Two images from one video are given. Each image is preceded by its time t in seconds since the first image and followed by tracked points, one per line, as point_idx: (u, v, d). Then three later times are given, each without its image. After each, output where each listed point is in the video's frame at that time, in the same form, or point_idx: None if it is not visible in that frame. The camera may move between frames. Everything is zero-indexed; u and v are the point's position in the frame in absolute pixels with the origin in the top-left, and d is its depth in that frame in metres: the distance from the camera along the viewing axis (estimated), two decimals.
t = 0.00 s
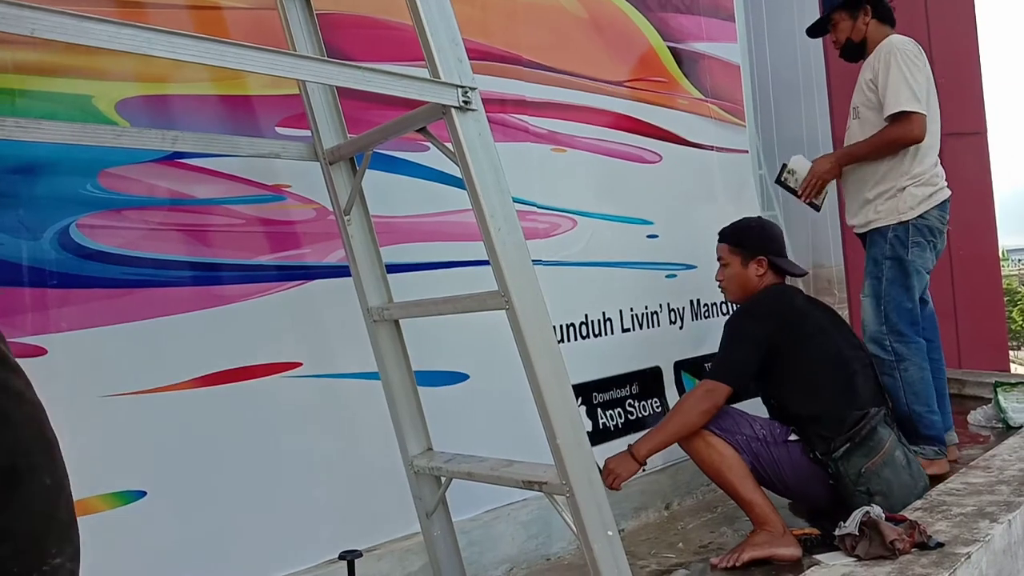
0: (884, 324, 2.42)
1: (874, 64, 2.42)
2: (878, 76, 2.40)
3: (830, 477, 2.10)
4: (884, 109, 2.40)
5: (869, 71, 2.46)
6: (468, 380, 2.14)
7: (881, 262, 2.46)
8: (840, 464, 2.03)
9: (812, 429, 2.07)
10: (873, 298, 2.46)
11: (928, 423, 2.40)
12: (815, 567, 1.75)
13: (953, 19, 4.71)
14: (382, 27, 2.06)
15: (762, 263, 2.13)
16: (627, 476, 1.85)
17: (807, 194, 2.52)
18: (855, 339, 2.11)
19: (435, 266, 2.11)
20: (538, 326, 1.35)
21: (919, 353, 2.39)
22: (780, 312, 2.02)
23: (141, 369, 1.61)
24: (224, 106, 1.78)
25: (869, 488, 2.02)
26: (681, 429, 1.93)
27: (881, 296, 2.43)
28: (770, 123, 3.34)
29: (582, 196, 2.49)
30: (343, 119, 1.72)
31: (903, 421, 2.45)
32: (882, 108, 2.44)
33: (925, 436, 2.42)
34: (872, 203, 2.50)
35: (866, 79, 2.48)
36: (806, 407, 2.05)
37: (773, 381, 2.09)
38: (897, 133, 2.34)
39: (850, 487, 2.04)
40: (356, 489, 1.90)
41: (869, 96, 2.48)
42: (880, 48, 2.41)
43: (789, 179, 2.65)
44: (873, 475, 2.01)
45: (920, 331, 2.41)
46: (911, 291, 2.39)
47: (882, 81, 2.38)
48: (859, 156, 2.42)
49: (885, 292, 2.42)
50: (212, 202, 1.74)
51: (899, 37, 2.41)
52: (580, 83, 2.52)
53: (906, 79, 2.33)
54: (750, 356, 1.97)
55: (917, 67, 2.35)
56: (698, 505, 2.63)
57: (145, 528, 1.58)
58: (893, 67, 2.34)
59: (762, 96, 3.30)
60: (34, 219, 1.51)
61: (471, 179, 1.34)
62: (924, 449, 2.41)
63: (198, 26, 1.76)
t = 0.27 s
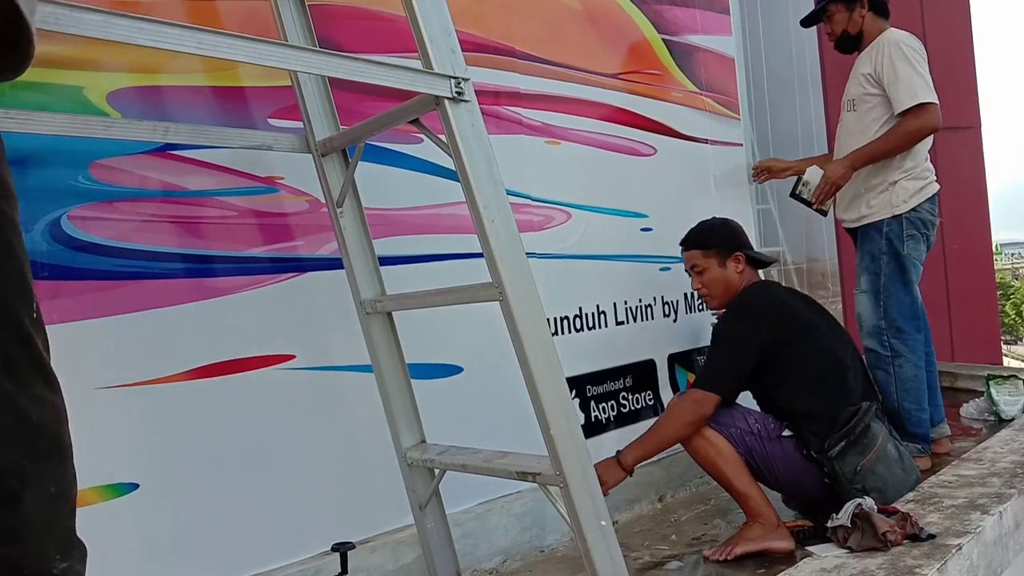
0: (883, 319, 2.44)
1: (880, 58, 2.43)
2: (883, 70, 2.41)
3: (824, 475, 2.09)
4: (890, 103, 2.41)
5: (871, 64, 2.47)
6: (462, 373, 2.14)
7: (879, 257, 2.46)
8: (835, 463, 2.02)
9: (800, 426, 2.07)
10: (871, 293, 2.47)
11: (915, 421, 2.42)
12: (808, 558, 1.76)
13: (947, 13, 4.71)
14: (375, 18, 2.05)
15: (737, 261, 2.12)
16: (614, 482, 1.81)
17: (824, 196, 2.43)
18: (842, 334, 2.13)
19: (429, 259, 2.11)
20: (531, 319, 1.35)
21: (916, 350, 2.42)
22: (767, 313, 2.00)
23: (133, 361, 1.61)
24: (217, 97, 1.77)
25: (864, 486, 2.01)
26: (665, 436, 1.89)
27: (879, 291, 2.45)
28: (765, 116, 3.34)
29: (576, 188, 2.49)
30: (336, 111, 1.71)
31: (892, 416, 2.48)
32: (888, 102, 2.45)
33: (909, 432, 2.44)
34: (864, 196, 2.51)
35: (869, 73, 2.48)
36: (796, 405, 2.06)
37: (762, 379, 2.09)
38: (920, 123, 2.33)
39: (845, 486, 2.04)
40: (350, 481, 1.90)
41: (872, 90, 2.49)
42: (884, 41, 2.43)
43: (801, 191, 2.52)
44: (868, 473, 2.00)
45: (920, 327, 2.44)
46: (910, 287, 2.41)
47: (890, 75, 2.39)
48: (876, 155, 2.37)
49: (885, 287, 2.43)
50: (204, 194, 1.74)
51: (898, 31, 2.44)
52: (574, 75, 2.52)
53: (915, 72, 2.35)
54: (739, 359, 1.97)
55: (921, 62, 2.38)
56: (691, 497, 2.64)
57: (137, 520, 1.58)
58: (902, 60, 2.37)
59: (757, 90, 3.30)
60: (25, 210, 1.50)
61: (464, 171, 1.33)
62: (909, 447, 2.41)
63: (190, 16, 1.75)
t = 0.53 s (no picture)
0: (877, 316, 2.45)
1: (876, 53, 2.42)
2: (878, 66, 2.41)
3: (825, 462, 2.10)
4: (885, 99, 2.41)
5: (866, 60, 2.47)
6: (458, 369, 2.14)
7: (869, 253, 2.47)
8: (840, 451, 2.03)
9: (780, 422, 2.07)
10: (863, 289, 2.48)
11: (912, 417, 2.43)
12: (803, 554, 1.76)
13: (945, 9, 4.71)
14: (371, 13, 2.04)
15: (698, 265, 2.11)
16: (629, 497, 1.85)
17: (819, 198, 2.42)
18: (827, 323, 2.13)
19: (426, 255, 2.11)
20: (525, 314, 1.35)
21: (912, 347, 2.43)
22: (756, 312, 1.97)
23: (128, 356, 1.60)
24: (213, 92, 1.76)
25: (869, 472, 2.04)
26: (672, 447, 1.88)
27: (871, 287, 2.45)
28: (762, 113, 3.34)
29: (573, 184, 2.49)
30: (330, 105, 1.70)
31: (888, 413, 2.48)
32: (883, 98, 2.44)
33: (905, 428, 2.45)
34: (853, 192, 2.52)
35: (864, 68, 2.48)
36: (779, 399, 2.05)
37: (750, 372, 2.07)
38: (916, 119, 2.33)
39: (849, 472, 2.06)
40: (347, 476, 1.90)
41: (867, 86, 2.49)
42: (879, 36, 2.42)
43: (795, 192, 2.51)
44: (873, 458, 2.03)
45: (915, 323, 2.44)
46: (901, 283, 2.42)
47: (885, 71, 2.38)
48: (872, 155, 2.37)
49: (876, 283, 2.44)
50: (200, 189, 1.73)
51: (893, 26, 2.43)
52: (571, 70, 2.51)
53: (912, 67, 2.35)
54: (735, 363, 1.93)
55: (915, 56, 2.37)
56: (687, 493, 2.64)
57: (132, 515, 1.57)
58: (899, 55, 2.36)
59: (754, 86, 3.29)
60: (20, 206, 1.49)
61: (456, 166, 1.33)
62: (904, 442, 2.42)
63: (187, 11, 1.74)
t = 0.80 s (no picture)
0: (875, 314, 2.45)
1: (871, 48, 2.43)
2: (874, 61, 2.41)
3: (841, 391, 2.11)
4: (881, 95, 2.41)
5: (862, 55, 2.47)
6: (458, 368, 2.14)
7: (867, 251, 2.48)
8: (855, 370, 2.05)
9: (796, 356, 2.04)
10: (861, 286, 2.50)
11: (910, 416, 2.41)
12: (803, 552, 1.76)
13: (944, 7, 4.71)
14: (370, 12, 2.04)
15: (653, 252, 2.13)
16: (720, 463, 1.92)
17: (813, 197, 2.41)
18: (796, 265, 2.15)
19: (425, 253, 2.10)
20: (524, 313, 1.35)
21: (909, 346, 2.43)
22: (726, 268, 1.97)
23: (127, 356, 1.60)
24: (211, 92, 1.76)
25: (887, 383, 2.08)
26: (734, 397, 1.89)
27: (869, 285, 2.47)
28: (761, 111, 3.34)
29: (572, 183, 2.49)
30: (330, 104, 1.70)
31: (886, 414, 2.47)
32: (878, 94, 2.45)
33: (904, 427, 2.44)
34: (848, 189, 2.51)
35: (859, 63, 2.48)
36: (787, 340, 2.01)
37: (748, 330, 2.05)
38: (911, 116, 2.33)
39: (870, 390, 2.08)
40: (346, 475, 1.90)
41: (862, 81, 2.49)
42: (875, 31, 2.43)
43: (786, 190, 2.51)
44: (885, 368, 2.07)
45: (914, 321, 2.44)
46: (899, 280, 2.42)
47: (881, 65, 2.39)
48: (867, 152, 2.37)
49: (874, 281, 2.45)
50: (198, 188, 1.73)
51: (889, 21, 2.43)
52: (570, 69, 2.51)
53: (907, 63, 2.36)
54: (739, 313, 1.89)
55: (911, 50, 2.38)
56: (686, 492, 2.64)
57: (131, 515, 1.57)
58: (894, 49, 2.37)
59: (753, 84, 3.29)
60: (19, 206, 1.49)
61: (456, 165, 1.33)
62: (902, 441, 2.43)
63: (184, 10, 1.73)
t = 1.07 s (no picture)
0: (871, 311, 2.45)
1: (863, 41, 2.44)
2: (867, 54, 2.42)
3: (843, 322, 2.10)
4: (874, 88, 2.42)
5: (854, 48, 2.48)
6: (452, 363, 2.14)
7: (862, 248, 2.49)
8: (850, 296, 2.06)
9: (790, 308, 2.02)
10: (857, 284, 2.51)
11: (905, 413, 2.42)
12: (797, 548, 1.76)
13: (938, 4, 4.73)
14: (364, 7, 2.03)
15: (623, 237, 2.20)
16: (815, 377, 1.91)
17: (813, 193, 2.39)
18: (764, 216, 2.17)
19: (420, 249, 2.10)
20: (519, 309, 1.35)
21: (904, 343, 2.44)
22: (704, 220, 1.99)
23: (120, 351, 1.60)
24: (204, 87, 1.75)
25: (885, 303, 2.08)
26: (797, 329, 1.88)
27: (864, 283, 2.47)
28: (757, 107, 3.34)
29: (567, 179, 2.48)
30: (324, 99, 1.69)
31: (880, 410, 2.49)
32: (871, 87, 2.45)
33: (898, 423, 2.45)
34: (845, 185, 2.52)
35: (852, 57, 2.49)
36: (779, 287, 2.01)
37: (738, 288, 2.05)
38: (905, 107, 2.33)
39: (871, 314, 2.07)
40: (340, 470, 1.89)
41: (856, 75, 2.49)
42: (867, 24, 2.44)
43: (782, 188, 2.51)
44: (879, 290, 2.08)
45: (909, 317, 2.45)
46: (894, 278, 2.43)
47: (874, 58, 2.39)
48: (863, 146, 2.36)
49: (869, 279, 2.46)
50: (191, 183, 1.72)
51: (881, 14, 2.43)
52: (565, 65, 2.50)
53: (899, 54, 2.36)
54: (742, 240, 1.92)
55: (902, 41, 2.39)
56: (680, 488, 2.64)
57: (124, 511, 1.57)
58: (886, 42, 2.37)
59: (748, 80, 3.30)
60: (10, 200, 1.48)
61: (452, 160, 1.33)
62: (896, 438, 2.46)
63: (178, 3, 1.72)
